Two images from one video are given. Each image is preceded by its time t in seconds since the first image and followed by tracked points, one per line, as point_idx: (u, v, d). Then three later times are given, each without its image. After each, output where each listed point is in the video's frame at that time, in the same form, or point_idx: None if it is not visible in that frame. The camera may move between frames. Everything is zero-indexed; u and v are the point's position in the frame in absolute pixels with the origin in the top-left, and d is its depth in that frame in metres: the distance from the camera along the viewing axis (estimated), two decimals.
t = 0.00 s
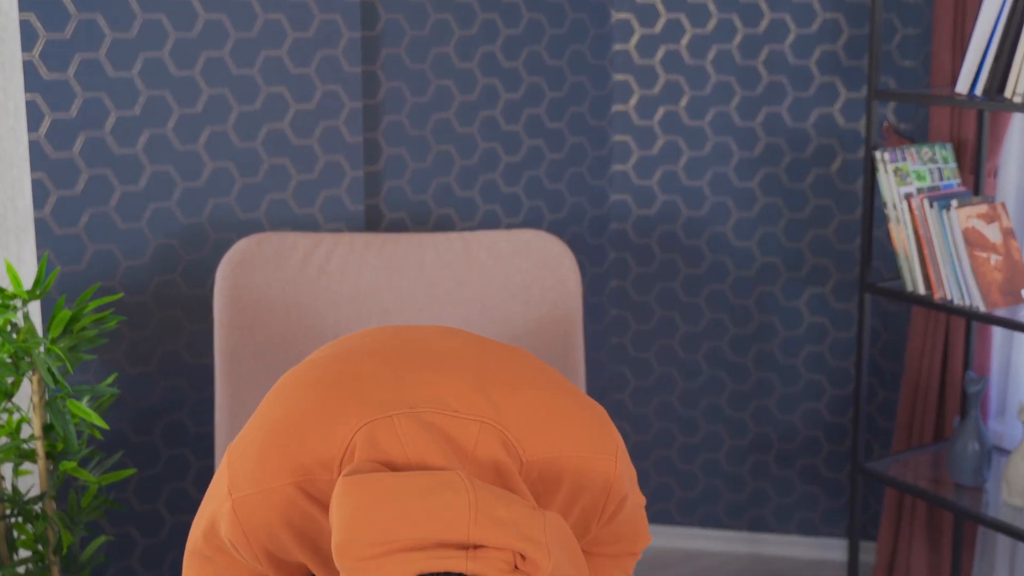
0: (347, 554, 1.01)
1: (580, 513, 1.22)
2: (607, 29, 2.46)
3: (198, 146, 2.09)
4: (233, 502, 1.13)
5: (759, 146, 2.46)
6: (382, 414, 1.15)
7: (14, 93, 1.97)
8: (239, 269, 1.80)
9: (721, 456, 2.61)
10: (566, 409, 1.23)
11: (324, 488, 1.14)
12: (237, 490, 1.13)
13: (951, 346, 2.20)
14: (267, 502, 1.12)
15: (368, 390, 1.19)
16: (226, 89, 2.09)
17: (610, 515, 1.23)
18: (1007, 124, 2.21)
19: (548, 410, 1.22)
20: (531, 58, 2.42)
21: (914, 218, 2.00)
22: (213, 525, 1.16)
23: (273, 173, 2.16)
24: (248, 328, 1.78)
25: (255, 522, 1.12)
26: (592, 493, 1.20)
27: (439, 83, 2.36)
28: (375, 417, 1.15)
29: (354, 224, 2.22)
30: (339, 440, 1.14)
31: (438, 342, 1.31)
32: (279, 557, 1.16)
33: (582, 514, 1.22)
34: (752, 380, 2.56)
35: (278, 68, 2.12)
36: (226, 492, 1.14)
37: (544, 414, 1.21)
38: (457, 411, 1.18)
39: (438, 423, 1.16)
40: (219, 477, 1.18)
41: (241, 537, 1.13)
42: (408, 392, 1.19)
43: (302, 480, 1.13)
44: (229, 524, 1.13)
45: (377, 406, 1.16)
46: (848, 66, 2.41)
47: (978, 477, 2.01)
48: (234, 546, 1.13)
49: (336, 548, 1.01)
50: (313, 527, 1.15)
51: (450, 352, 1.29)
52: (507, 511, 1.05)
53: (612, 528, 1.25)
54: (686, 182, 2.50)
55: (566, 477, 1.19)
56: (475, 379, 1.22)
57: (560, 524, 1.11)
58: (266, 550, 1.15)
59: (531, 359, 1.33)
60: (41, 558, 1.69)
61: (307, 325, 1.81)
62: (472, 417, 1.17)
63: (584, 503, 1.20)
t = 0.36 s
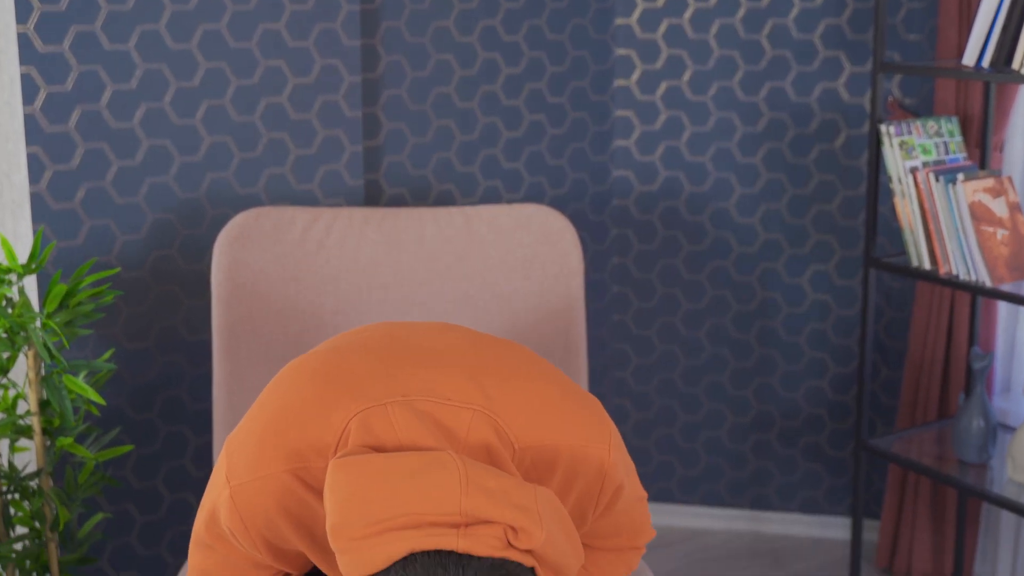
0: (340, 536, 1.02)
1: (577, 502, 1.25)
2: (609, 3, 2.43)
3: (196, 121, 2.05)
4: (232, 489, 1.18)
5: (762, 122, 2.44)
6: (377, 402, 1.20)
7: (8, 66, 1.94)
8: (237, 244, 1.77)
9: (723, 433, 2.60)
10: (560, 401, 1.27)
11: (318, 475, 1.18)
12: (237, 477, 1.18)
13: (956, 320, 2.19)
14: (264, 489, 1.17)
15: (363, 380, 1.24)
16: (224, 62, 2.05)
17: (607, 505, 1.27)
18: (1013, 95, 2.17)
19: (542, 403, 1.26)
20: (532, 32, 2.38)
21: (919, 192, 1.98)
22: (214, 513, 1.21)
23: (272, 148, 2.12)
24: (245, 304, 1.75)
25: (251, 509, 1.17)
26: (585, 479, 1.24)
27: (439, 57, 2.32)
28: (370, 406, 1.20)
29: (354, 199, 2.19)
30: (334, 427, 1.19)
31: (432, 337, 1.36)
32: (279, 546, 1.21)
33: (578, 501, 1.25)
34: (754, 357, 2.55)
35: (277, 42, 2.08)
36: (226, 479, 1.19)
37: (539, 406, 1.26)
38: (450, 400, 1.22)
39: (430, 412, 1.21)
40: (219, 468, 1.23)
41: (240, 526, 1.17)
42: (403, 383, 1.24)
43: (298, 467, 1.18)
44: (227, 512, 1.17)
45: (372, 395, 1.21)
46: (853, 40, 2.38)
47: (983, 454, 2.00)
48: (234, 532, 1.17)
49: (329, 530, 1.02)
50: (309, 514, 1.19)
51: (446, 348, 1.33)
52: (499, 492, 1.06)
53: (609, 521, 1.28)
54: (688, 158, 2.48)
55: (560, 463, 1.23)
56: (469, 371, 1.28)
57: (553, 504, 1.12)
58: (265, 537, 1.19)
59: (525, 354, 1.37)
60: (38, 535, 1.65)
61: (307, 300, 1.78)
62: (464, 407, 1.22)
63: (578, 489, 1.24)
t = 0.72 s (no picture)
0: (339, 499, 1.02)
1: (576, 483, 1.26)
2: None
3: (193, 94, 2.02)
4: (235, 466, 1.20)
5: (766, 96, 2.41)
6: (375, 379, 1.21)
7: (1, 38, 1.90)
8: (234, 218, 1.74)
9: (726, 411, 2.58)
10: (555, 382, 1.28)
11: (318, 450, 1.20)
12: (239, 455, 1.20)
13: (962, 295, 2.17)
14: (264, 465, 1.19)
15: (361, 359, 1.26)
16: (221, 34, 2.01)
17: (605, 485, 1.27)
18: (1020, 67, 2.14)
19: (538, 381, 1.27)
20: (533, 4, 2.35)
21: (925, 165, 1.95)
22: (218, 493, 1.23)
23: (270, 121, 2.08)
24: (242, 279, 1.73)
25: (253, 485, 1.19)
26: (583, 455, 1.24)
27: (440, 30, 2.28)
28: (368, 382, 1.21)
29: (354, 174, 2.16)
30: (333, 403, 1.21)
31: (432, 323, 1.38)
32: (282, 528, 1.24)
33: (576, 479, 1.26)
34: (758, 334, 2.53)
35: (275, 14, 2.04)
36: (229, 458, 1.21)
37: (534, 384, 1.27)
38: (448, 377, 1.23)
39: (429, 388, 1.22)
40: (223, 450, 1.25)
41: (242, 503, 1.19)
42: (401, 361, 1.25)
43: (298, 443, 1.20)
44: (230, 490, 1.19)
45: (370, 372, 1.23)
46: (858, 13, 2.34)
47: (989, 431, 1.98)
48: (237, 509, 1.19)
49: (328, 496, 1.03)
50: (309, 491, 1.21)
51: (445, 332, 1.34)
52: (493, 456, 1.07)
53: (606, 504, 1.29)
54: (691, 133, 2.45)
55: (556, 437, 1.24)
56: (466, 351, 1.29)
57: (551, 474, 1.11)
58: (267, 516, 1.21)
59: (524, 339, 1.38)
60: (35, 511, 1.64)
61: (306, 274, 1.76)
62: (461, 384, 1.23)
63: (576, 465, 1.24)
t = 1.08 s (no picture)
0: (344, 451, 1.07)
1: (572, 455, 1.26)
2: None
3: (190, 66, 1.98)
4: (238, 440, 1.19)
5: (770, 70, 2.37)
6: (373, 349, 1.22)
7: None
8: (232, 191, 1.71)
9: (728, 388, 2.57)
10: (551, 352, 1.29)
11: (321, 419, 1.22)
12: (242, 429, 1.20)
13: (968, 268, 2.16)
14: (269, 436, 1.19)
15: (360, 333, 1.27)
16: (218, 6, 1.98)
17: (599, 459, 1.28)
18: None
19: (534, 350, 1.28)
20: None
21: (932, 137, 1.93)
22: (222, 470, 1.23)
23: (268, 95, 2.05)
24: (240, 254, 1.70)
25: (257, 456, 1.19)
26: (580, 423, 1.25)
27: (439, 2, 2.24)
28: (366, 352, 1.22)
29: (354, 148, 2.14)
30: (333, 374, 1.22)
31: (427, 305, 1.39)
32: (286, 503, 1.24)
33: (573, 450, 1.26)
34: (760, 310, 2.51)
35: None
36: (232, 431, 1.20)
37: (531, 353, 1.27)
38: (445, 347, 1.24)
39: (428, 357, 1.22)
40: (225, 428, 1.25)
41: (247, 476, 1.19)
42: (400, 333, 1.26)
43: (302, 413, 1.21)
44: (234, 463, 1.19)
45: (369, 343, 1.24)
46: None
47: (994, 408, 1.96)
48: (241, 482, 1.19)
49: (329, 453, 1.08)
50: (313, 462, 1.22)
51: (440, 311, 1.36)
52: (490, 408, 1.10)
53: (602, 479, 1.29)
54: (694, 107, 2.43)
55: (554, 403, 1.25)
56: (463, 324, 1.30)
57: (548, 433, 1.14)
58: (271, 490, 1.21)
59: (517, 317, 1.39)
60: (31, 487, 1.61)
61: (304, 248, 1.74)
62: (459, 352, 1.23)
63: (573, 434, 1.25)
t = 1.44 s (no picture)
0: (346, 391, 1.12)
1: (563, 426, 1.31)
2: None
3: (186, 40, 1.93)
4: (242, 404, 1.23)
5: (774, 46, 2.34)
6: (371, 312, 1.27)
7: None
8: (227, 166, 1.69)
9: (731, 367, 2.55)
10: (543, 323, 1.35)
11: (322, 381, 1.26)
12: (245, 393, 1.24)
13: (975, 245, 2.13)
14: (272, 398, 1.23)
15: (358, 304, 1.32)
16: None
17: (585, 432, 1.34)
18: None
19: (524, 317, 1.34)
20: None
21: (939, 112, 1.90)
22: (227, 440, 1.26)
23: (265, 70, 2.01)
24: (237, 229, 1.68)
25: (260, 419, 1.22)
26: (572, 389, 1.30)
27: None
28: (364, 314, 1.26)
29: (352, 124, 2.12)
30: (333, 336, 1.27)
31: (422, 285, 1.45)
32: (288, 472, 1.27)
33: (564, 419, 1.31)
34: (764, 289, 2.48)
35: None
36: (236, 397, 1.24)
37: (523, 321, 1.33)
38: (440, 309, 1.29)
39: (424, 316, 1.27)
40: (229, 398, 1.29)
41: (252, 440, 1.22)
42: (396, 300, 1.31)
43: (303, 375, 1.25)
44: (239, 428, 1.23)
45: (367, 308, 1.28)
46: None
47: (1000, 386, 1.93)
48: (246, 448, 1.23)
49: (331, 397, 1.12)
50: (315, 424, 1.26)
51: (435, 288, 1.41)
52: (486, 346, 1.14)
53: (590, 457, 1.35)
54: (697, 83, 2.40)
55: (548, 365, 1.30)
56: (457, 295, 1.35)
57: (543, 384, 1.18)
58: (274, 457, 1.24)
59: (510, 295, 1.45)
60: (27, 466, 1.59)
61: (302, 224, 1.71)
62: (454, 312, 1.28)
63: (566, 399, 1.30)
